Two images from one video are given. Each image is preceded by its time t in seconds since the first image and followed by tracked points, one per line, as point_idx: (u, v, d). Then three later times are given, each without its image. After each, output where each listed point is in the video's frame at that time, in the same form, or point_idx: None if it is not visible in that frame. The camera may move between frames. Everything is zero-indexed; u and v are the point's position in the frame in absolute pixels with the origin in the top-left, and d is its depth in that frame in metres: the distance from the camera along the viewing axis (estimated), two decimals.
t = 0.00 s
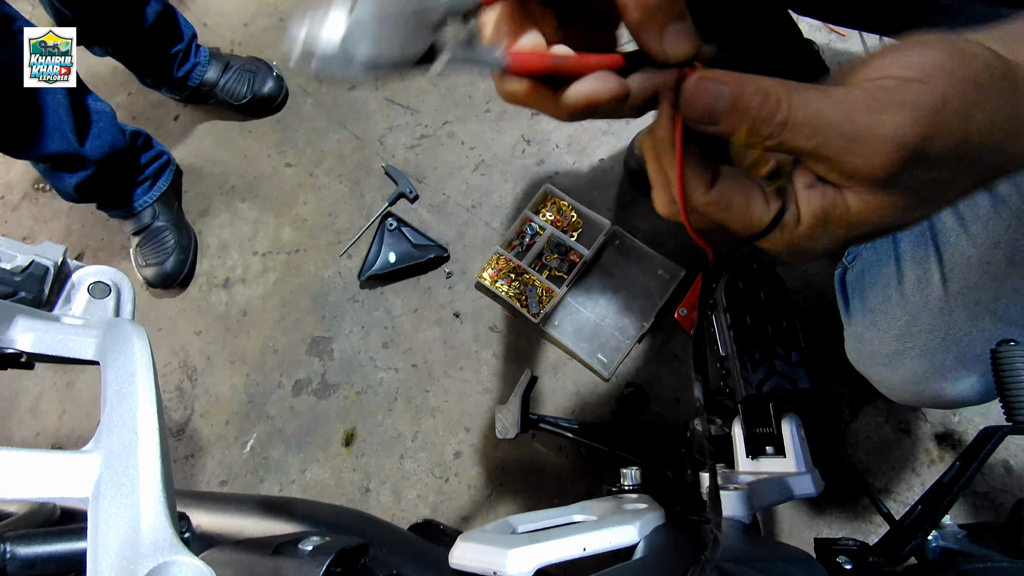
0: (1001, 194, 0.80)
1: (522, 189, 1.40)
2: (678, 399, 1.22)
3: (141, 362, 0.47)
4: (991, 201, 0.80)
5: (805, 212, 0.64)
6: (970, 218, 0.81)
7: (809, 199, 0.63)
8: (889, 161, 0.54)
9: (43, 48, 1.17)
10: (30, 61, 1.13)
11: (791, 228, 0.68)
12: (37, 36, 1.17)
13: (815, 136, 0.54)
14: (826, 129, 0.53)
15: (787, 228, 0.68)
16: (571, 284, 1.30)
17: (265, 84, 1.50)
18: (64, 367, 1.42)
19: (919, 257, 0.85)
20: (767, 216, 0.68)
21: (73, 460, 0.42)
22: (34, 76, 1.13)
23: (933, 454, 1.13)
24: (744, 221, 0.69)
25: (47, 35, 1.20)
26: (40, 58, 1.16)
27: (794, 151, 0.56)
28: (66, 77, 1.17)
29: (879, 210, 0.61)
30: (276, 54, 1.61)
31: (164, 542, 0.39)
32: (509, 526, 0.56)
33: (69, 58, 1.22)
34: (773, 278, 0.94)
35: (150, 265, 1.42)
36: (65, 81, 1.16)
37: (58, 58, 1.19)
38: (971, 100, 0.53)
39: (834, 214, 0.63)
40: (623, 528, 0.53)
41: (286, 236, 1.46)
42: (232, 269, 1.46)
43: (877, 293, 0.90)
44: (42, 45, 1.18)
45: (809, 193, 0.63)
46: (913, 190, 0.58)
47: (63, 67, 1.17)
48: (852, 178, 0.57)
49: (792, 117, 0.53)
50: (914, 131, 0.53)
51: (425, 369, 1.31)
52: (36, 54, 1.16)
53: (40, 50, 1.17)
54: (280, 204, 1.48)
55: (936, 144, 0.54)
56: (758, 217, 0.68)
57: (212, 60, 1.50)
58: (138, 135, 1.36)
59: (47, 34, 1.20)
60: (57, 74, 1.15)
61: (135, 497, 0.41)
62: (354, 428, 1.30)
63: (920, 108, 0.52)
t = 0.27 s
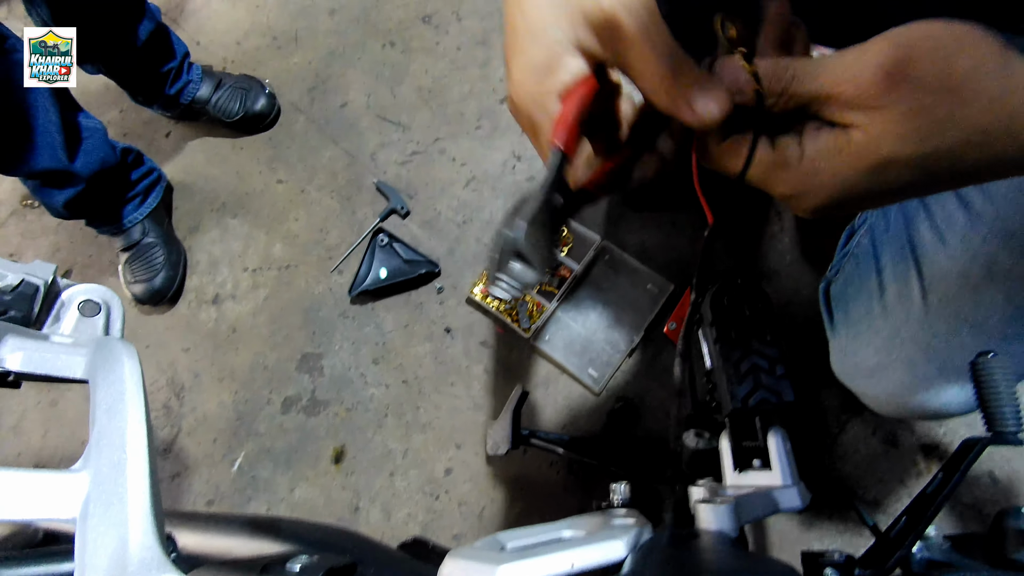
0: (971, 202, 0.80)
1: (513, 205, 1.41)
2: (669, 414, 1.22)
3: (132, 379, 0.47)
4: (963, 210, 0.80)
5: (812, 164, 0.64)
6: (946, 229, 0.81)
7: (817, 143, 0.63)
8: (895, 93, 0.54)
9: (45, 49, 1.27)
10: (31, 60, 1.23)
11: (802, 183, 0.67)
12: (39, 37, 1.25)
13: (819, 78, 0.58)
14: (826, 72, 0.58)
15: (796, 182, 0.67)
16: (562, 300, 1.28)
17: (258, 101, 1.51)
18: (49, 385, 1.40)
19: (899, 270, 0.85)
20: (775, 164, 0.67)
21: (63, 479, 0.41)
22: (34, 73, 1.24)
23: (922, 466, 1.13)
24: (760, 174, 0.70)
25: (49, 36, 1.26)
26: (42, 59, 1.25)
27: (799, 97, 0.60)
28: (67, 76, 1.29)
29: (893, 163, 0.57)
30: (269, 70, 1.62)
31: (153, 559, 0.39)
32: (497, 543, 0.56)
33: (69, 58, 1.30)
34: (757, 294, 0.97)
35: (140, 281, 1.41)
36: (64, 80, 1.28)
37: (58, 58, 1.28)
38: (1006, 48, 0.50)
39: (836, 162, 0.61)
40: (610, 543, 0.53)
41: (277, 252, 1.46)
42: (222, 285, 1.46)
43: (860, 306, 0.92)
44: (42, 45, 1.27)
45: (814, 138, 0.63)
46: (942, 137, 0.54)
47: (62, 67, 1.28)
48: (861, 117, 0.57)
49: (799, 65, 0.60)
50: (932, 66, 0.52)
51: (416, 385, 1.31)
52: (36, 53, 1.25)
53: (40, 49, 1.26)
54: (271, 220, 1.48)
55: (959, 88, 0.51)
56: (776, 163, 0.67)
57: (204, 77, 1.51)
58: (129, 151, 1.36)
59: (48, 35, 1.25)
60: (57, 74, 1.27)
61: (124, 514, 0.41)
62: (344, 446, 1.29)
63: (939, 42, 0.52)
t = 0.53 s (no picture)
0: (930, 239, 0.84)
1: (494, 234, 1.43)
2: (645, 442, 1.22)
3: (101, 413, 0.55)
4: (924, 246, 0.84)
5: (796, 241, 0.66)
6: (909, 265, 0.85)
7: (795, 217, 0.65)
8: (856, 165, 0.59)
9: (43, 49, 1.27)
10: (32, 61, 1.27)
11: (792, 259, 0.68)
12: (37, 37, 1.23)
13: (786, 156, 0.64)
14: (792, 150, 0.63)
15: (783, 259, 0.68)
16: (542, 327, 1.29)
17: (241, 127, 1.52)
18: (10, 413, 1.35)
19: (869, 303, 0.88)
20: (760, 241, 0.69)
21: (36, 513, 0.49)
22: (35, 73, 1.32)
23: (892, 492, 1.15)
24: (749, 248, 0.72)
25: (48, 36, 1.24)
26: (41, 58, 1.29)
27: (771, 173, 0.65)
28: (65, 77, 1.33)
29: (875, 228, 0.59)
30: (253, 97, 1.63)
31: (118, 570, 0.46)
32: None
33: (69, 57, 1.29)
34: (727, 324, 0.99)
35: (112, 305, 1.39)
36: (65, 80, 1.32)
37: (58, 57, 1.28)
38: (953, 118, 0.57)
39: (815, 236, 0.64)
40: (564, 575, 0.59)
41: (255, 277, 1.45)
42: (198, 310, 1.44)
43: (831, 338, 0.94)
44: (42, 44, 1.26)
45: (790, 213, 0.66)
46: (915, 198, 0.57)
47: (63, 67, 1.31)
48: (833, 186, 0.61)
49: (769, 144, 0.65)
50: (886, 140, 0.58)
51: (393, 414, 1.30)
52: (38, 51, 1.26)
53: (40, 48, 1.26)
54: (250, 245, 1.48)
55: (915, 157, 0.57)
56: (761, 242, 0.69)
57: (188, 103, 1.52)
58: (108, 174, 1.36)
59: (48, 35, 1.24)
60: (57, 75, 1.33)
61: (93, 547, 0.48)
62: (318, 476, 1.27)
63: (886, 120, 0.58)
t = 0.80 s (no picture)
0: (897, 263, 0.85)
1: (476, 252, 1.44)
2: (629, 458, 1.23)
3: (81, 443, 0.57)
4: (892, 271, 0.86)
5: (802, 279, 0.56)
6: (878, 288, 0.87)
7: (791, 253, 0.56)
8: (841, 185, 0.51)
9: (44, 49, 1.21)
10: (29, 60, 1.19)
11: (805, 305, 0.57)
12: (37, 36, 1.19)
13: (759, 185, 0.56)
14: (764, 180, 0.56)
15: (791, 302, 0.58)
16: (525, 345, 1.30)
17: (223, 145, 1.52)
18: None
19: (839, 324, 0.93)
20: (764, 288, 0.59)
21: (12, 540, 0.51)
22: (34, 75, 1.22)
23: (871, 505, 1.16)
24: (752, 293, 0.61)
25: (48, 35, 1.21)
26: (41, 58, 1.22)
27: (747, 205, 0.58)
28: (66, 77, 1.28)
29: (877, 253, 0.51)
30: (236, 116, 1.63)
31: None
32: None
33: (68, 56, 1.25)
34: (704, 341, 1.00)
35: (87, 325, 1.36)
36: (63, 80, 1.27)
37: (58, 57, 1.24)
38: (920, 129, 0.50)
39: (821, 266, 0.54)
40: None
41: (235, 296, 1.43)
42: (176, 329, 1.42)
43: (806, 359, 1.00)
44: (43, 44, 1.20)
45: (786, 249, 0.57)
46: (912, 215, 0.50)
47: (63, 67, 1.25)
48: (821, 211, 0.53)
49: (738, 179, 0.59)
50: (866, 152, 0.50)
51: (376, 433, 1.29)
52: (36, 52, 1.20)
53: (39, 49, 1.20)
54: (231, 264, 1.47)
55: (898, 169, 0.49)
56: (764, 287, 0.59)
57: (169, 121, 1.52)
58: (85, 192, 1.34)
59: (48, 34, 1.20)
60: (57, 74, 1.26)
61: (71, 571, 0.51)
62: (298, 498, 1.25)
63: (856, 133, 0.51)
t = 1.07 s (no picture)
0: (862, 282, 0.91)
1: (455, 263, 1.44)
2: (607, 469, 1.24)
3: (50, 458, 0.56)
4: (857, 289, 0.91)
5: (777, 313, 0.58)
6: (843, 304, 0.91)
7: (762, 289, 0.59)
8: (812, 224, 0.54)
9: (44, 49, 1.26)
10: (30, 61, 1.24)
11: (777, 339, 0.60)
12: (38, 36, 1.25)
13: (733, 225, 0.58)
14: (738, 219, 0.58)
15: (764, 338, 0.61)
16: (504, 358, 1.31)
17: (200, 154, 1.50)
18: None
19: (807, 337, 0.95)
20: (739, 326, 0.61)
21: None
22: (34, 75, 1.26)
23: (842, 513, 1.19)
24: (725, 336, 0.63)
25: (48, 36, 1.27)
26: (41, 58, 1.27)
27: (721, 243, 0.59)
28: (65, 78, 1.31)
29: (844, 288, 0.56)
30: (214, 124, 1.62)
31: None
32: None
33: (68, 58, 1.30)
34: (677, 354, 1.03)
35: (54, 335, 1.33)
36: (64, 81, 1.30)
37: (58, 58, 1.28)
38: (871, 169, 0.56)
39: (793, 306, 0.58)
40: None
41: (210, 306, 1.41)
42: (148, 339, 1.39)
43: (776, 371, 1.01)
44: (43, 45, 1.26)
45: (757, 285, 0.59)
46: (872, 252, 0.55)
47: (62, 67, 1.29)
48: (790, 253, 0.56)
49: (710, 216, 0.60)
50: (831, 192, 0.55)
51: (353, 446, 1.27)
52: (36, 53, 1.25)
53: (40, 49, 1.26)
54: (206, 273, 1.44)
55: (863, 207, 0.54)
56: (736, 325, 0.61)
57: (144, 128, 1.50)
58: (55, 199, 1.31)
59: (48, 35, 1.26)
60: (57, 74, 1.30)
61: None
62: (272, 512, 1.22)
63: (819, 174, 0.56)
